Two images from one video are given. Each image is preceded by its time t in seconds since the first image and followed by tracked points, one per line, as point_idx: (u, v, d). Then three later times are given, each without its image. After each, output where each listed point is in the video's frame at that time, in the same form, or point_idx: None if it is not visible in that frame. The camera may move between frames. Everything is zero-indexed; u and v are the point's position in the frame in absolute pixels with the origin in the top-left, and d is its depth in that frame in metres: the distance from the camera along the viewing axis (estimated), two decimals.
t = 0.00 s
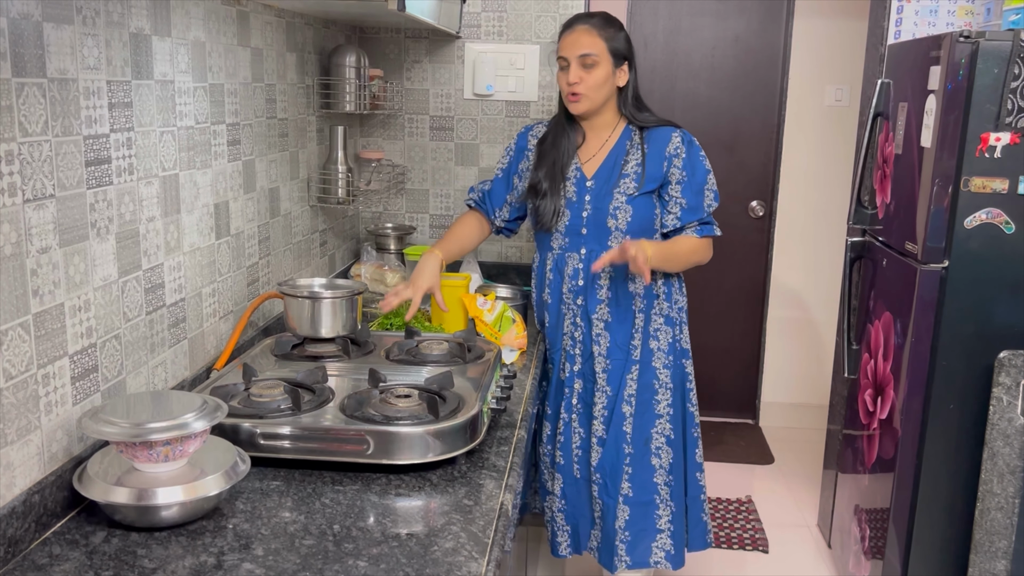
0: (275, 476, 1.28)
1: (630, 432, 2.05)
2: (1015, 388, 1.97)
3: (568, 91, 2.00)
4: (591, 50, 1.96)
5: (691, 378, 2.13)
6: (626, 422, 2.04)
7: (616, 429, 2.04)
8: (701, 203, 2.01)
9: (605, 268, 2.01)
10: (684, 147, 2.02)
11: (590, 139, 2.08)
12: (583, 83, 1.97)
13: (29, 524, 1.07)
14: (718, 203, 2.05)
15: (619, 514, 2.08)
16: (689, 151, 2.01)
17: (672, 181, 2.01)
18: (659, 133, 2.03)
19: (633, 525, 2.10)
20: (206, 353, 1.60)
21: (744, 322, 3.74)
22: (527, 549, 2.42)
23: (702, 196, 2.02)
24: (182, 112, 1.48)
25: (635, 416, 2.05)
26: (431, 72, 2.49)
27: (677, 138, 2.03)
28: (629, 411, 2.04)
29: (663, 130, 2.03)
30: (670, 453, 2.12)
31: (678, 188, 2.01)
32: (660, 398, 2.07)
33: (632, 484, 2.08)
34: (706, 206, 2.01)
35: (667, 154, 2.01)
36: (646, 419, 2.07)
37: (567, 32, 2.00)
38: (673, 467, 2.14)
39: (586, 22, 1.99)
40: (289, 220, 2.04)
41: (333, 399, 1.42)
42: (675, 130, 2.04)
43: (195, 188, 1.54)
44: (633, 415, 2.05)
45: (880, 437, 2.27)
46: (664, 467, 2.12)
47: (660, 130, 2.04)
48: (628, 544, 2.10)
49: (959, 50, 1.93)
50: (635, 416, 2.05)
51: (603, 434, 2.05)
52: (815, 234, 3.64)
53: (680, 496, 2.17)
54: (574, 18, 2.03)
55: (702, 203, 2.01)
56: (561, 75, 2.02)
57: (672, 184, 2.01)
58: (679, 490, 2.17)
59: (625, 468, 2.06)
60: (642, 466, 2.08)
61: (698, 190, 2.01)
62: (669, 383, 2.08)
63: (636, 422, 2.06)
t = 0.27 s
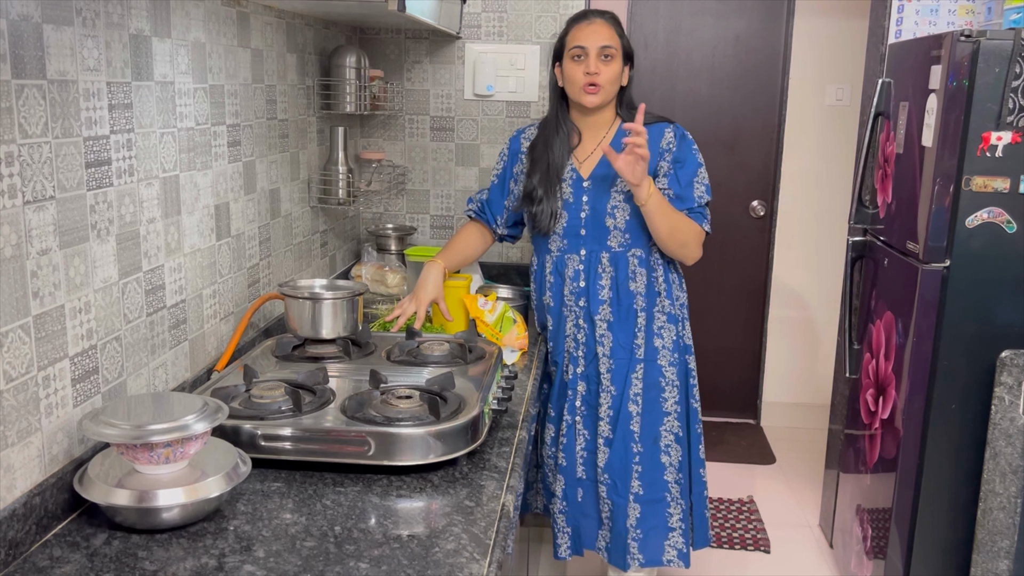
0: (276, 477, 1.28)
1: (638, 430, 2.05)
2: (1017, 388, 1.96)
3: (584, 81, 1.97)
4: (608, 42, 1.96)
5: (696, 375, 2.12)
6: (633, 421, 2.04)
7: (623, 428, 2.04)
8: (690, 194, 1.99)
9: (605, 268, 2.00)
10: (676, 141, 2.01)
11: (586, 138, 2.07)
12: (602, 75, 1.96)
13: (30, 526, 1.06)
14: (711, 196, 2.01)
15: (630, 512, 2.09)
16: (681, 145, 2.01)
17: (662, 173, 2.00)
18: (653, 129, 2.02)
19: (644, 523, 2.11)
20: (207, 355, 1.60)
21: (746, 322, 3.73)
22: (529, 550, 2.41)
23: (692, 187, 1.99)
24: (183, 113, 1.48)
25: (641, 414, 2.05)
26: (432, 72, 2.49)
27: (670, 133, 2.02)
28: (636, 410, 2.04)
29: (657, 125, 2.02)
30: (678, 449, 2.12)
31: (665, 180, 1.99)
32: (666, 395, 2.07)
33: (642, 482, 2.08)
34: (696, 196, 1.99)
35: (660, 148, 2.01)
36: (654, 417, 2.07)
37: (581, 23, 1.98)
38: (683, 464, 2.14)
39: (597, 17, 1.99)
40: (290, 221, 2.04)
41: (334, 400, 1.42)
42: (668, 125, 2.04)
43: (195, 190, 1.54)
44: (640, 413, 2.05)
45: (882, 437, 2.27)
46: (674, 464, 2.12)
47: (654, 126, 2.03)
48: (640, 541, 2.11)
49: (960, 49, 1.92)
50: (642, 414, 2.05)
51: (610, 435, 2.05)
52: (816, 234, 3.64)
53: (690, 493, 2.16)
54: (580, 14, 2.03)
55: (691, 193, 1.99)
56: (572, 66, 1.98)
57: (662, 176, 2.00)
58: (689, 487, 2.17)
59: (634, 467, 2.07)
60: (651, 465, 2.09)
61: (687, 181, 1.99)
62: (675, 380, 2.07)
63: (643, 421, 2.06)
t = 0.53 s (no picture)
0: (276, 479, 1.28)
1: (644, 434, 2.05)
2: (1019, 387, 1.96)
3: (593, 86, 1.96)
4: (616, 46, 1.95)
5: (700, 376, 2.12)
6: (641, 424, 2.03)
7: (631, 432, 2.03)
8: (689, 194, 1.98)
9: (610, 270, 2.00)
10: (678, 143, 2.02)
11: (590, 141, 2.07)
12: (611, 80, 1.96)
13: (30, 528, 1.06)
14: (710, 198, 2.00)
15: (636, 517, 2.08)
16: (683, 146, 2.01)
17: (662, 174, 2.00)
18: (655, 131, 2.03)
19: (650, 527, 2.10)
20: (207, 356, 1.60)
21: (746, 322, 3.73)
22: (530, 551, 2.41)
23: (691, 187, 1.98)
24: (182, 114, 1.47)
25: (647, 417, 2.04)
26: (431, 73, 2.48)
27: (673, 135, 2.03)
28: (642, 413, 2.03)
29: (659, 128, 2.03)
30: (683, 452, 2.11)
31: (666, 181, 1.99)
32: (671, 397, 2.07)
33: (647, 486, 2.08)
34: (694, 197, 1.98)
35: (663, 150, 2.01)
36: (658, 420, 2.07)
37: (589, 26, 1.96)
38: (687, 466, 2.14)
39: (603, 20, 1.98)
40: (290, 222, 2.03)
41: (334, 401, 1.41)
42: (670, 126, 2.04)
43: (195, 190, 1.53)
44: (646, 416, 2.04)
45: (883, 436, 2.27)
46: (678, 467, 2.11)
47: (656, 128, 2.04)
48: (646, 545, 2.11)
49: (960, 48, 1.92)
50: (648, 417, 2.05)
51: (616, 439, 2.04)
52: (816, 234, 3.64)
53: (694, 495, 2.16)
54: (585, 15, 2.02)
55: (690, 194, 1.98)
56: (579, 69, 1.97)
57: (662, 178, 2.00)
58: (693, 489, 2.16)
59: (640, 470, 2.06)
60: (656, 467, 2.09)
61: (686, 181, 1.98)
62: (679, 382, 2.07)
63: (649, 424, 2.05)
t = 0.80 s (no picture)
0: (277, 479, 1.27)
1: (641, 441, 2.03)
2: (1020, 386, 1.96)
3: (602, 82, 1.97)
4: (627, 44, 1.96)
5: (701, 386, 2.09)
6: (637, 431, 2.02)
7: (626, 439, 2.02)
8: (702, 202, 1.97)
9: (614, 272, 1.98)
10: (692, 148, 2.01)
11: (600, 141, 2.06)
12: (620, 77, 1.96)
13: (30, 530, 1.06)
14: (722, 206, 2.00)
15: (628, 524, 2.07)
16: (696, 152, 2.00)
17: (674, 180, 1.99)
18: (668, 134, 2.01)
19: (642, 534, 2.10)
20: (207, 356, 1.60)
21: (746, 321, 3.72)
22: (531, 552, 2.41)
23: (704, 195, 1.98)
24: (182, 114, 1.47)
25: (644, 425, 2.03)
26: (431, 72, 2.48)
27: (686, 139, 2.02)
28: (640, 420, 2.02)
29: (672, 131, 2.02)
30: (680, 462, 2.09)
31: (679, 187, 1.98)
32: (670, 406, 2.04)
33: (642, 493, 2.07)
34: (708, 205, 1.97)
35: (675, 154, 2.00)
36: (656, 428, 2.05)
37: (601, 24, 1.97)
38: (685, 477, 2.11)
39: (616, 19, 1.99)
40: (290, 222, 2.03)
41: (335, 401, 1.41)
42: (684, 131, 2.03)
43: (195, 191, 1.53)
44: (644, 423, 2.03)
45: (885, 435, 2.26)
46: (674, 477, 2.08)
47: (669, 132, 2.02)
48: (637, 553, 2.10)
49: (961, 46, 1.91)
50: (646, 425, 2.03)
51: (611, 446, 2.03)
52: (817, 233, 3.64)
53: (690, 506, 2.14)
54: (599, 14, 2.02)
55: (704, 201, 1.97)
56: (589, 66, 1.98)
57: (674, 183, 1.99)
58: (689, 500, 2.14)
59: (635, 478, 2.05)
60: (651, 475, 2.07)
61: (700, 189, 1.98)
62: (680, 391, 2.04)
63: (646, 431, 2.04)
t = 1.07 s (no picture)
0: (276, 480, 1.27)
1: (643, 447, 2.01)
2: (1021, 384, 1.96)
3: (602, 80, 1.93)
4: (629, 41, 1.92)
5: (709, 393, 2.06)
6: (638, 436, 2.00)
7: (626, 443, 2.00)
8: (711, 199, 1.91)
9: (620, 272, 1.95)
10: (705, 149, 1.96)
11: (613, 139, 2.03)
12: (621, 74, 1.92)
13: (29, 531, 1.05)
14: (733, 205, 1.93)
15: (630, 531, 2.05)
16: (708, 152, 1.95)
17: (685, 179, 1.94)
18: (681, 136, 1.97)
19: (643, 543, 2.07)
20: (207, 356, 1.59)
21: (746, 320, 3.72)
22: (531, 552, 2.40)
23: (713, 193, 1.91)
24: (180, 114, 1.47)
25: (648, 432, 2.00)
26: (430, 72, 2.48)
27: (699, 140, 1.97)
28: (642, 425, 1.99)
29: (685, 132, 1.98)
30: (684, 471, 2.07)
31: (689, 185, 1.93)
32: (676, 412, 2.02)
33: (644, 501, 2.05)
34: (717, 202, 1.91)
35: (686, 155, 1.96)
36: (661, 435, 2.03)
37: (605, 21, 1.95)
38: (689, 485, 2.10)
39: (622, 16, 1.96)
40: (289, 222, 2.03)
41: (334, 401, 1.41)
42: (698, 132, 1.98)
43: (194, 191, 1.52)
44: (647, 429, 2.00)
45: (886, 434, 2.26)
46: (678, 485, 2.08)
47: (682, 133, 1.98)
48: (637, 561, 2.07)
49: (962, 45, 1.91)
50: (649, 431, 2.01)
51: (610, 449, 2.00)
52: (817, 232, 3.64)
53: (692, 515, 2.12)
54: (607, 12, 2.00)
55: (712, 198, 1.91)
56: (593, 65, 1.96)
57: (685, 182, 1.95)
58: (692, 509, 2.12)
59: (638, 484, 2.03)
60: (654, 483, 2.05)
61: (709, 187, 1.91)
62: (686, 398, 2.02)
63: (650, 437, 2.01)
